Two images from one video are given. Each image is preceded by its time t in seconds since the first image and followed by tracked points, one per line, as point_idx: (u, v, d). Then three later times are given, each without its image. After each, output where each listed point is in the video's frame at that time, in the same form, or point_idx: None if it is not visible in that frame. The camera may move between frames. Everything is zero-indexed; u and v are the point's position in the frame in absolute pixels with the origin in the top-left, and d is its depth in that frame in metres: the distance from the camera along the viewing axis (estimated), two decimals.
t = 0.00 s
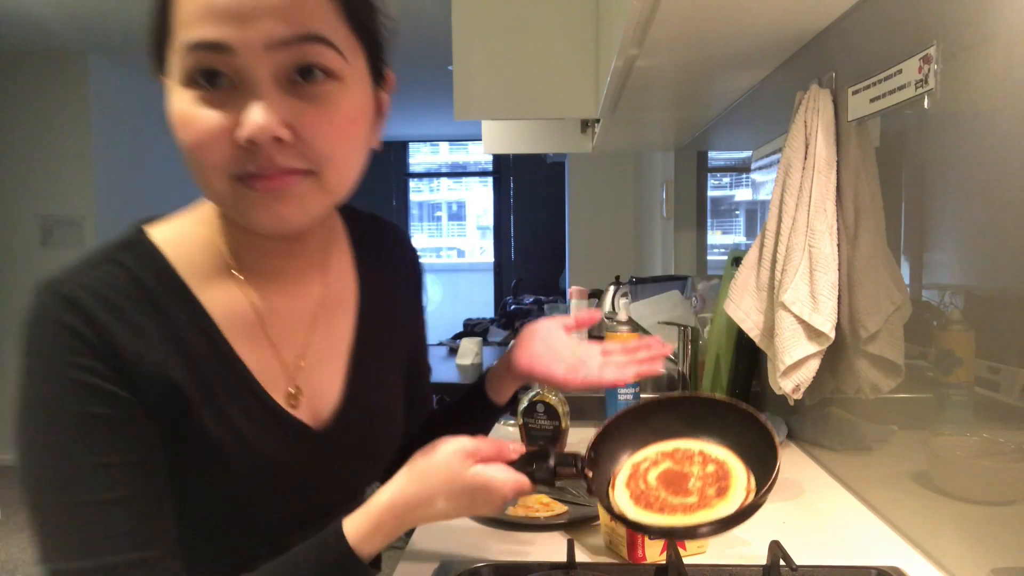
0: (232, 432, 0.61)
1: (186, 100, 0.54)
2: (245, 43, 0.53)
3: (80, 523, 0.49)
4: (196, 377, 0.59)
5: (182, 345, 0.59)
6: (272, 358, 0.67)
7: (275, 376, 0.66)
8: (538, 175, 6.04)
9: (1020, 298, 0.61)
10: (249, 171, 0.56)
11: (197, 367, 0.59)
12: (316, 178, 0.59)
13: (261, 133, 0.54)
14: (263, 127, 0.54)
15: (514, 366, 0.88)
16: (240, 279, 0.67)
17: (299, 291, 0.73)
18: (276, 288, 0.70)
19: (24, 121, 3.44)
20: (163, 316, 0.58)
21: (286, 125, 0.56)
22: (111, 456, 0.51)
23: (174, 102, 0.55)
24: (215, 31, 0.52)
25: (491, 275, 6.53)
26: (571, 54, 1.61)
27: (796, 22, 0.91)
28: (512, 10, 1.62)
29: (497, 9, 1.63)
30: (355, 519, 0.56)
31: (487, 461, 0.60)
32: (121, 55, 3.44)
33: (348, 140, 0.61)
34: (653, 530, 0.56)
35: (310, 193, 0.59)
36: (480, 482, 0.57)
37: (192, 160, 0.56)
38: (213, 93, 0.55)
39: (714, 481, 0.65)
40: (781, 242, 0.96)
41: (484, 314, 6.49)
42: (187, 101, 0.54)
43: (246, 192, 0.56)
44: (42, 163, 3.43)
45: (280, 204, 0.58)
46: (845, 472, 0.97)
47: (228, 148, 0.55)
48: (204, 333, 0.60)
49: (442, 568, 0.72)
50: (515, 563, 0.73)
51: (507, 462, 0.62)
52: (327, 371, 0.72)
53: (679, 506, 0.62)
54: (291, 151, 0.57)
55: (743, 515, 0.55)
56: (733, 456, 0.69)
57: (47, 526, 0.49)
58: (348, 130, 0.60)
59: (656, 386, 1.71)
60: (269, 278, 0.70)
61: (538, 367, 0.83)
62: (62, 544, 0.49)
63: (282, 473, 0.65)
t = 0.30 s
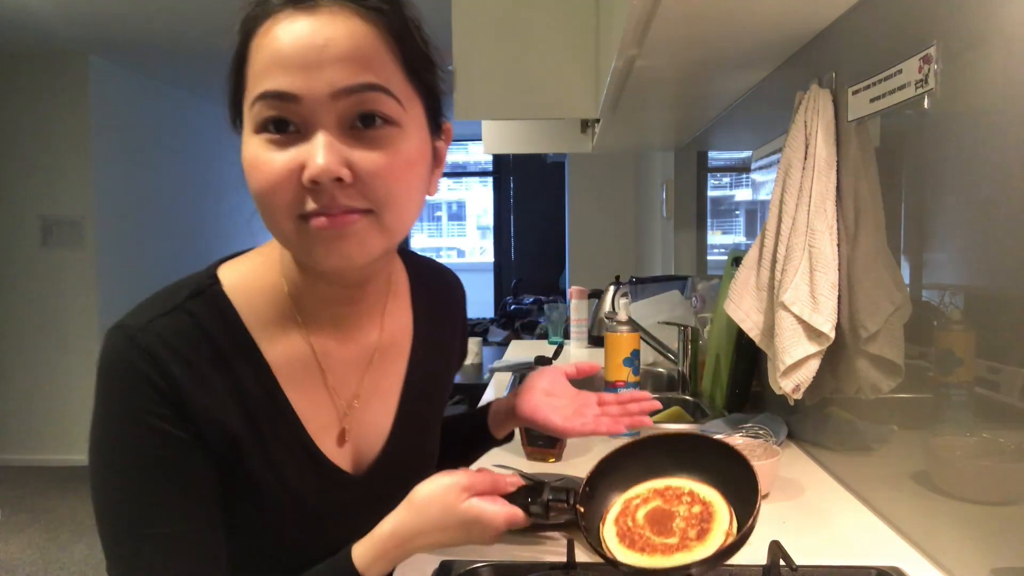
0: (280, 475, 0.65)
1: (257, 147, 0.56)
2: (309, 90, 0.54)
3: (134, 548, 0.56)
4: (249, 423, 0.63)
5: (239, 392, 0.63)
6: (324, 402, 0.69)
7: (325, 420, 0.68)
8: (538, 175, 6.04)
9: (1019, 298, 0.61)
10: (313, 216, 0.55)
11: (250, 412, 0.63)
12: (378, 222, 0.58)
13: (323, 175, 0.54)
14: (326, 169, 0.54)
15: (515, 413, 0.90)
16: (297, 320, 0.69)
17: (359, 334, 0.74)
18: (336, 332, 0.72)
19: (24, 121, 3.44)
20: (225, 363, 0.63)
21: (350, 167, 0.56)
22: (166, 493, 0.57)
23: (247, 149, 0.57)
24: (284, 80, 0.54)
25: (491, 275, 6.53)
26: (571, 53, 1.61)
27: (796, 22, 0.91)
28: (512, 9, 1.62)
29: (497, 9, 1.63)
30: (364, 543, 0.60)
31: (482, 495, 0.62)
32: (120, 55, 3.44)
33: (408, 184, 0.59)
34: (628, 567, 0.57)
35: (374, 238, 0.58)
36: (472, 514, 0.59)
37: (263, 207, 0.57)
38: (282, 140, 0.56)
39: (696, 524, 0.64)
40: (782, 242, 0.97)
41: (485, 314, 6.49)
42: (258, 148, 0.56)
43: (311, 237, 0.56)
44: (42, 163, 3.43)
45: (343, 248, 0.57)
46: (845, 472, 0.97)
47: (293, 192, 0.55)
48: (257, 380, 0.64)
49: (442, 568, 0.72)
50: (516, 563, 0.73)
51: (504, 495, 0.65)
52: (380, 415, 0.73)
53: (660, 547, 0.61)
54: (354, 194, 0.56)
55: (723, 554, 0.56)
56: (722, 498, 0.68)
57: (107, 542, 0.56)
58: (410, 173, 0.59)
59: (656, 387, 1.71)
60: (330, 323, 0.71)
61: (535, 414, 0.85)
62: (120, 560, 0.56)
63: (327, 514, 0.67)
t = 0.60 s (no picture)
0: (281, 474, 0.65)
1: (266, 149, 0.56)
2: (320, 93, 0.53)
3: (130, 546, 0.56)
4: (250, 424, 0.63)
5: (240, 391, 0.63)
6: (328, 403, 0.69)
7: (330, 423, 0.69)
8: (538, 175, 6.04)
9: (1020, 298, 0.61)
10: (323, 222, 0.55)
11: (251, 412, 0.63)
12: (386, 230, 0.58)
13: (333, 183, 0.54)
14: (337, 176, 0.54)
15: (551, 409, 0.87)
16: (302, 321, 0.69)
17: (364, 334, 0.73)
18: (341, 334, 0.71)
19: (24, 121, 3.44)
20: (227, 361, 0.62)
21: (359, 174, 0.56)
22: (165, 492, 0.57)
23: (255, 150, 0.57)
24: (295, 82, 0.53)
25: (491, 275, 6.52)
26: (570, 54, 1.61)
27: (796, 22, 0.91)
28: (511, 9, 1.62)
29: (497, 9, 1.63)
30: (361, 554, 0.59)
31: (483, 513, 0.62)
32: (120, 55, 3.44)
33: (418, 190, 0.59)
34: None
35: (382, 245, 0.58)
36: (473, 533, 0.59)
37: (271, 210, 0.57)
38: (292, 142, 0.55)
39: (700, 561, 0.62)
40: (782, 242, 0.97)
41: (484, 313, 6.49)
42: (268, 150, 0.56)
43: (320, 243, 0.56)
44: (42, 163, 3.43)
45: (352, 256, 0.57)
46: (845, 472, 0.97)
47: (302, 198, 0.55)
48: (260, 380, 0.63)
49: (442, 568, 0.72)
50: (515, 564, 0.72)
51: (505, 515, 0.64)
52: (384, 416, 0.73)
53: None
54: (363, 201, 0.56)
55: None
56: (729, 537, 0.66)
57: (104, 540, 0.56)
58: (419, 179, 0.59)
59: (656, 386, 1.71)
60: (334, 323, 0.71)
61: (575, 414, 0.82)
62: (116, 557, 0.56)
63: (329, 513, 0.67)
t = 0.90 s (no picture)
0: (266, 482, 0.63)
1: (249, 137, 0.54)
2: (304, 74, 0.52)
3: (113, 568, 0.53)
4: (232, 431, 0.62)
5: (222, 397, 0.61)
6: (313, 408, 0.67)
7: (316, 430, 0.67)
8: (538, 175, 6.04)
9: (1020, 298, 0.61)
10: (306, 214, 0.53)
11: (232, 420, 0.62)
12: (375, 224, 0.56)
13: (316, 169, 0.52)
14: (320, 162, 0.52)
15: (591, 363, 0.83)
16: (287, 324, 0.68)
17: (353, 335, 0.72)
18: (327, 339, 0.70)
19: (23, 121, 3.44)
20: (207, 369, 0.61)
21: (345, 162, 0.54)
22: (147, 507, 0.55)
23: (238, 139, 0.55)
24: (278, 62, 0.52)
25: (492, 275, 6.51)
26: (570, 54, 1.61)
27: (796, 22, 0.91)
28: (511, 9, 1.62)
29: (497, 9, 1.63)
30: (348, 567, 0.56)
31: (476, 522, 0.61)
32: (120, 54, 3.44)
33: (406, 182, 0.57)
34: None
35: (371, 241, 0.56)
36: (467, 542, 0.58)
37: (254, 205, 0.54)
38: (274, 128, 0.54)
39: (698, 568, 0.62)
40: (781, 242, 0.97)
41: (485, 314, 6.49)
42: (251, 138, 0.54)
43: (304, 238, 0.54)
44: (42, 163, 3.43)
45: (337, 251, 0.54)
46: (845, 472, 0.97)
47: (286, 188, 0.53)
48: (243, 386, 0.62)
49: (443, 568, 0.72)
50: (516, 564, 0.72)
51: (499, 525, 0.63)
52: (375, 422, 0.71)
53: None
54: (349, 192, 0.54)
55: None
56: (730, 547, 0.65)
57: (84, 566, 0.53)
58: (407, 171, 0.57)
59: (656, 387, 1.71)
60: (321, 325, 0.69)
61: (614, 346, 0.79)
62: None
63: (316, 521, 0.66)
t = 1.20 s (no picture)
0: (267, 494, 0.63)
1: (251, 142, 0.54)
2: (310, 77, 0.52)
3: None
4: (230, 441, 0.61)
5: (220, 407, 0.61)
6: (315, 421, 0.67)
7: (318, 441, 0.67)
8: (538, 175, 6.04)
9: (1019, 298, 0.61)
10: (308, 222, 0.53)
11: (231, 431, 0.61)
12: (381, 234, 0.55)
13: (322, 174, 0.51)
14: (325, 167, 0.51)
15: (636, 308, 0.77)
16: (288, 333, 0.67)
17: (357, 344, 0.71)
18: (329, 348, 0.69)
19: (24, 121, 3.44)
20: (205, 381, 0.60)
21: (350, 169, 0.54)
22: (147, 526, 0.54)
23: (238, 145, 0.55)
24: (282, 64, 0.52)
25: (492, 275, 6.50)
26: (570, 54, 1.61)
27: (796, 22, 0.91)
28: (511, 9, 1.62)
29: (496, 9, 1.62)
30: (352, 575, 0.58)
31: (475, 528, 0.61)
32: (120, 55, 3.43)
33: (413, 190, 0.57)
34: None
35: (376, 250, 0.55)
36: (467, 549, 0.59)
37: (254, 212, 0.54)
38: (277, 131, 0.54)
39: (707, 566, 0.61)
40: (782, 242, 0.97)
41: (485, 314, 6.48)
42: (253, 143, 0.54)
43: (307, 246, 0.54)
44: (42, 163, 3.43)
45: (342, 261, 0.54)
46: (844, 472, 0.97)
47: (290, 194, 0.53)
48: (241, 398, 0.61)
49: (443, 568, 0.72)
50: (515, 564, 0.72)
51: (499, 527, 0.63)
52: (377, 430, 0.71)
53: None
54: (354, 200, 0.54)
55: None
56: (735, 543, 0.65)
57: None
58: (414, 179, 0.57)
59: (657, 387, 1.71)
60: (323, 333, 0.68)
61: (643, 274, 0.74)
62: None
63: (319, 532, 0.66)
